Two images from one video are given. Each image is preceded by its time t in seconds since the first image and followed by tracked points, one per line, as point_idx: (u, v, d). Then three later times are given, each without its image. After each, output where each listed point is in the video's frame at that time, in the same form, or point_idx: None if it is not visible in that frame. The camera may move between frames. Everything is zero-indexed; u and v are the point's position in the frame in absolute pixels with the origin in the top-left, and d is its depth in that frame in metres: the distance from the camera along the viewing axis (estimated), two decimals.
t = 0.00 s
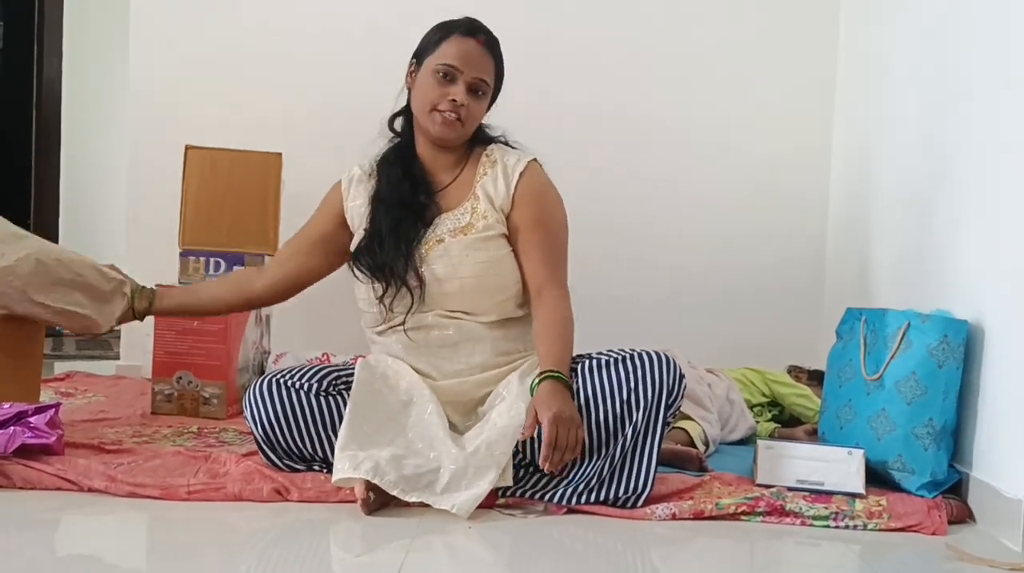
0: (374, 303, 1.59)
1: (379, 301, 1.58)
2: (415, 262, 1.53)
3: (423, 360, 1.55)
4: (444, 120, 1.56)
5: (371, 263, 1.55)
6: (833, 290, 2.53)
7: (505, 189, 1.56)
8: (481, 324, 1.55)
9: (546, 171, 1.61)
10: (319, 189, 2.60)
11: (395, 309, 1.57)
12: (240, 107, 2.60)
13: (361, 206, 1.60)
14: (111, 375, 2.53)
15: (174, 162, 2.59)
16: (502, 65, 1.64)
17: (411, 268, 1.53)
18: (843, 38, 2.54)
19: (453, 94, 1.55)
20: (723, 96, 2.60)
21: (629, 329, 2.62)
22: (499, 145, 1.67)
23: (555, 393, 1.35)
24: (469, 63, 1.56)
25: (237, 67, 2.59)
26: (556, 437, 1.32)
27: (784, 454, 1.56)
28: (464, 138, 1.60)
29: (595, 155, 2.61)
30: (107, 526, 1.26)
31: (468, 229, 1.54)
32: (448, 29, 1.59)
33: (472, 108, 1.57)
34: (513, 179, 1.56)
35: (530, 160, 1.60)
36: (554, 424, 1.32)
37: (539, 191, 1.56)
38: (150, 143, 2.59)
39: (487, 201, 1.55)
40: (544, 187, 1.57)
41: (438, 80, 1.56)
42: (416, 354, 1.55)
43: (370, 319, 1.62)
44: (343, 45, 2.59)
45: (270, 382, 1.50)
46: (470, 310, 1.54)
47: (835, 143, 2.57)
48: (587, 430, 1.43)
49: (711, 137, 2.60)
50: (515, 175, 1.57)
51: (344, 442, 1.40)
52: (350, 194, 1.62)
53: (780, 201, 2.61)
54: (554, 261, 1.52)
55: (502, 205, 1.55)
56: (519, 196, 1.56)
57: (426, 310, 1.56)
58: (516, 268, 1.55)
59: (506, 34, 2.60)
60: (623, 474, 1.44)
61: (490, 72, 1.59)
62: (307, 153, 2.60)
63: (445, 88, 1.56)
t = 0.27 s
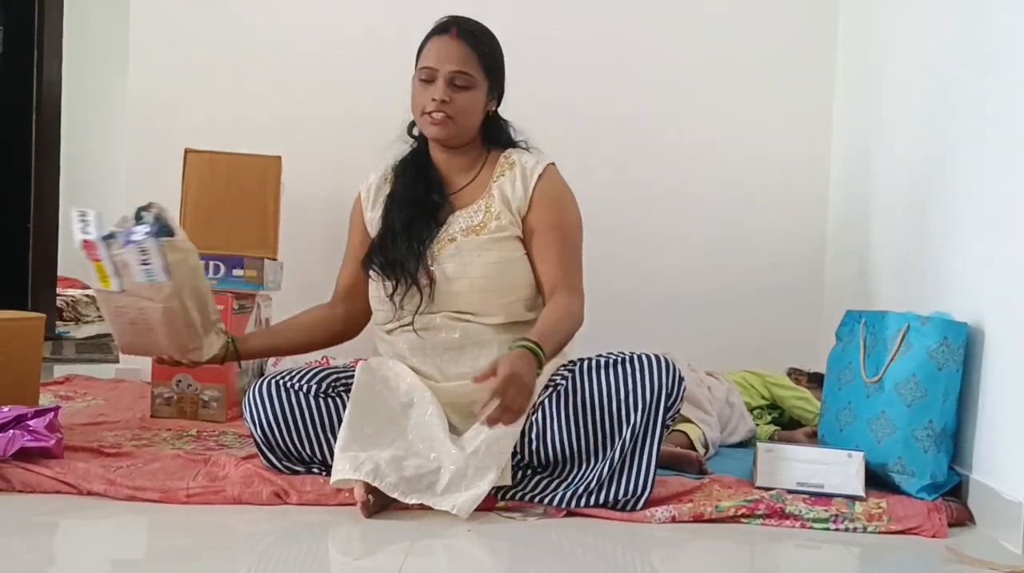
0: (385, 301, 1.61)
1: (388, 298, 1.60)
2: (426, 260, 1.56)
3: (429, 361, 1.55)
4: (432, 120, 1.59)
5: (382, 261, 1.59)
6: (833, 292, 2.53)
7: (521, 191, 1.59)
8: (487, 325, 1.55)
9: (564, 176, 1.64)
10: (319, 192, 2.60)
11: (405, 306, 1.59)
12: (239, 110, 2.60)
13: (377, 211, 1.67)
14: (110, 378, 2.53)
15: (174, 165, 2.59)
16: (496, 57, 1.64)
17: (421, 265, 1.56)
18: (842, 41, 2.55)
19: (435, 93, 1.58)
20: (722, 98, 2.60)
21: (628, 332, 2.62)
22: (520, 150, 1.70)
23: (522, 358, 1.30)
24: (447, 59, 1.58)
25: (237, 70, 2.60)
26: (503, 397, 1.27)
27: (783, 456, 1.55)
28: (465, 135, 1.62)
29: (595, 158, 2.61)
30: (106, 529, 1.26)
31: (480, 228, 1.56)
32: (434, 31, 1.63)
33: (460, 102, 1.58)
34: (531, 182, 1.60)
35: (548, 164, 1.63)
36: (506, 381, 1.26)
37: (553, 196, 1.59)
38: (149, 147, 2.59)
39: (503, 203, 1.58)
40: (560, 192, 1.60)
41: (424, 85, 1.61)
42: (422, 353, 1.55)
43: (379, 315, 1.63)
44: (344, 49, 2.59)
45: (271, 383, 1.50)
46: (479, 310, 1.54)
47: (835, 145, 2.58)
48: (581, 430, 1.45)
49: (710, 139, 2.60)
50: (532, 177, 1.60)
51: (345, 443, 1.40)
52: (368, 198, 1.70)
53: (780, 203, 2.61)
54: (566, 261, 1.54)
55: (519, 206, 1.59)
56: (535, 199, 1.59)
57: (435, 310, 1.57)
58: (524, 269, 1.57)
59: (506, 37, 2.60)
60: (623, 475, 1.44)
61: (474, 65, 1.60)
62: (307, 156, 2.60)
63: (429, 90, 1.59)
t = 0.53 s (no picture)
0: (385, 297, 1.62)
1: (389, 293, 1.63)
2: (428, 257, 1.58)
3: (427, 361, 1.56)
4: (429, 133, 1.62)
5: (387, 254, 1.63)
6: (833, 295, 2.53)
7: (528, 196, 1.60)
8: (485, 329, 1.55)
9: (574, 182, 1.64)
10: (319, 194, 2.60)
11: (406, 301, 1.59)
12: (240, 113, 2.60)
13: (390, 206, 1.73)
14: (110, 381, 2.52)
15: (174, 167, 2.59)
16: (491, 58, 1.62)
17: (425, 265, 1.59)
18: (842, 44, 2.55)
19: (428, 106, 1.60)
20: (722, 101, 2.60)
21: (628, 334, 2.62)
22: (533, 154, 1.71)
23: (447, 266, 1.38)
24: (434, 72, 1.58)
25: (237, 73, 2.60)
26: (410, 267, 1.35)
27: (785, 458, 1.55)
28: (469, 142, 1.63)
29: (595, 160, 2.61)
30: (105, 531, 1.26)
31: (485, 232, 1.59)
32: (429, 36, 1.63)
33: (451, 113, 1.59)
34: (538, 187, 1.61)
35: (558, 169, 1.62)
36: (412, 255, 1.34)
37: (561, 202, 1.59)
38: (149, 149, 2.59)
39: (510, 209, 1.60)
40: (567, 199, 1.60)
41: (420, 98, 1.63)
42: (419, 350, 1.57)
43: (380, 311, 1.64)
44: (344, 51, 2.59)
45: (266, 384, 1.50)
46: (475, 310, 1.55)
47: (834, 148, 2.58)
48: (578, 433, 1.44)
49: (710, 142, 2.60)
50: (540, 183, 1.61)
51: (339, 442, 1.40)
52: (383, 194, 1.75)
53: (779, 206, 2.61)
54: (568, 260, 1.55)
55: (525, 211, 1.60)
56: (541, 204, 1.60)
57: (435, 310, 1.58)
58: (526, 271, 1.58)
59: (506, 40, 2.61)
60: (622, 478, 1.44)
61: (462, 71, 1.59)
62: (307, 159, 2.60)
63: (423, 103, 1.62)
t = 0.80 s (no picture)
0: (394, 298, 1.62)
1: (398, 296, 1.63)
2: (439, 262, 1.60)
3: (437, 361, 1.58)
4: (446, 142, 1.62)
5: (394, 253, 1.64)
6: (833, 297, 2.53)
7: (540, 201, 1.62)
8: (498, 333, 1.57)
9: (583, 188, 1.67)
10: (319, 197, 2.60)
11: (417, 304, 1.59)
12: (239, 115, 2.60)
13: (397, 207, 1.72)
14: (110, 383, 2.52)
15: (174, 170, 2.59)
16: (507, 69, 1.63)
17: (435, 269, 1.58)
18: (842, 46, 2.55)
19: (445, 118, 1.60)
20: (722, 103, 2.60)
21: (628, 336, 2.62)
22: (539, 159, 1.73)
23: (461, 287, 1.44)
24: (453, 85, 1.58)
25: (236, 75, 2.60)
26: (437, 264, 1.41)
27: (784, 461, 1.55)
28: (480, 152, 1.65)
29: (595, 163, 2.61)
30: (105, 534, 1.26)
31: (498, 237, 1.60)
32: (445, 43, 1.62)
33: (470, 127, 1.60)
34: (549, 191, 1.63)
35: (567, 174, 1.65)
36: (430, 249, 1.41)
37: (572, 207, 1.62)
38: (149, 151, 2.59)
39: (520, 212, 1.62)
40: (578, 204, 1.62)
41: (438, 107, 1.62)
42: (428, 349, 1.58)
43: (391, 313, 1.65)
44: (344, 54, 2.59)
45: (265, 390, 1.51)
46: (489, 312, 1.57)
47: (834, 150, 2.58)
48: (579, 435, 1.44)
49: (710, 144, 2.60)
50: (551, 188, 1.63)
51: (341, 448, 1.39)
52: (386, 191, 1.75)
53: (779, 209, 2.61)
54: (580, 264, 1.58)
55: (536, 215, 1.62)
56: (551, 209, 1.62)
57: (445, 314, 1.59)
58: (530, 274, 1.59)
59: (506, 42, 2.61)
60: (622, 483, 1.43)
61: (482, 86, 1.59)
62: (307, 161, 2.60)
63: (441, 113, 1.62)
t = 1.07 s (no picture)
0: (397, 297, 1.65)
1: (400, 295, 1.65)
2: (441, 268, 1.60)
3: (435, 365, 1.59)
4: (448, 145, 1.63)
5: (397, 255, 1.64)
6: (833, 300, 2.53)
7: (543, 209, 1.61)
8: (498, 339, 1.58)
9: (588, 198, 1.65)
10: (319, 200, 2.60)
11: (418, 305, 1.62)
12: (240, 119, 2.60)
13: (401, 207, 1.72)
14: (110, 387, 2.52)
15: (174, 173, 2.59)
16: (509, 71, 1.62)
17: (437, 274, 1.59)
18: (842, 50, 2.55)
19: (447, 120, 1.61)
20: (722, 106, 2.60)
21: (629, 340, 2.62)
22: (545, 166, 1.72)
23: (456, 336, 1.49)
24: (455, 88, 1.59)
25: (237, 79, 2.60)
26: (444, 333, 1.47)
27: (786, 464, 1.55)
28: (484, 155, 1.65)
29: (595, 166, 2.61)
30: (106, 538, 1.25)
31: (501, 245, 1.59)
32: (451, 45, 1.62)
33: (470, 129, 1.60)
34: (552, 201, 1.62)
35: (572, 184, 1.63)
36: (417, 327, 1.44)
37: (575, 217, 1.61)
38: (150, 155, 2.59)
39: (523, 219, 1.61)
40: (581, 215, 1.61)
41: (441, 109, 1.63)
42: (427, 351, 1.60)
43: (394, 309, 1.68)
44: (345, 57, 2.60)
45: (265, 393, 1.50)
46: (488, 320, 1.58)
47: (835, 154, 2.58)
48: (580, 441, 1.44)
49: (710, 148, 2.61)
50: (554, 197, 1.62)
51: (341, 453, 1.38)
52: (392, 189, 1.76)
53: (780, 212, 2.61)
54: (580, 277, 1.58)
55: (539, 226, 1.61)
56: (554, 218, 1.61)
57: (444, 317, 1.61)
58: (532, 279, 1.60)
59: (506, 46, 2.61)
60: (623, 489, 1.43)
61: (482, 89, 1.59)
62: (307, 165, 2.60)
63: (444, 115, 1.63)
